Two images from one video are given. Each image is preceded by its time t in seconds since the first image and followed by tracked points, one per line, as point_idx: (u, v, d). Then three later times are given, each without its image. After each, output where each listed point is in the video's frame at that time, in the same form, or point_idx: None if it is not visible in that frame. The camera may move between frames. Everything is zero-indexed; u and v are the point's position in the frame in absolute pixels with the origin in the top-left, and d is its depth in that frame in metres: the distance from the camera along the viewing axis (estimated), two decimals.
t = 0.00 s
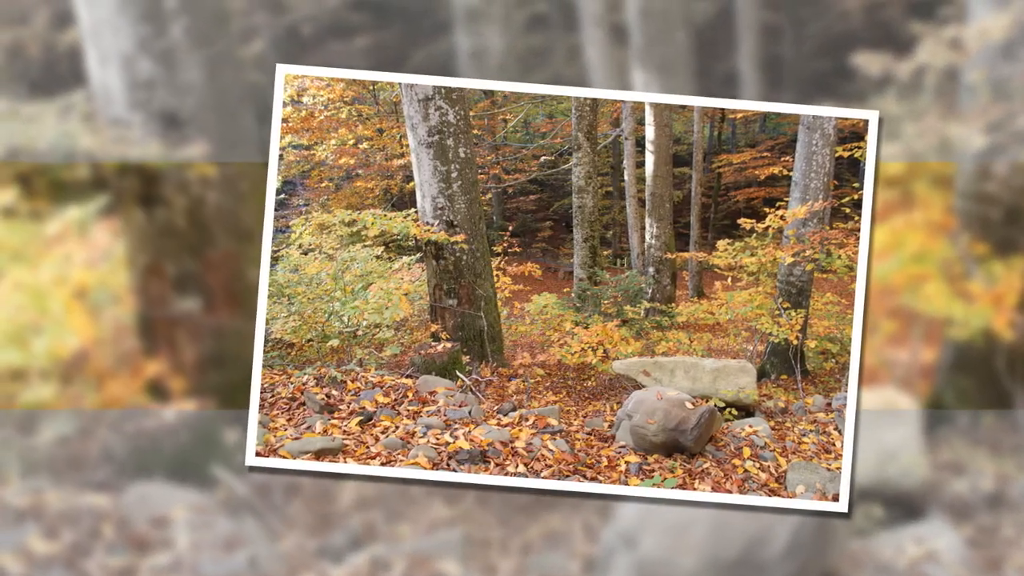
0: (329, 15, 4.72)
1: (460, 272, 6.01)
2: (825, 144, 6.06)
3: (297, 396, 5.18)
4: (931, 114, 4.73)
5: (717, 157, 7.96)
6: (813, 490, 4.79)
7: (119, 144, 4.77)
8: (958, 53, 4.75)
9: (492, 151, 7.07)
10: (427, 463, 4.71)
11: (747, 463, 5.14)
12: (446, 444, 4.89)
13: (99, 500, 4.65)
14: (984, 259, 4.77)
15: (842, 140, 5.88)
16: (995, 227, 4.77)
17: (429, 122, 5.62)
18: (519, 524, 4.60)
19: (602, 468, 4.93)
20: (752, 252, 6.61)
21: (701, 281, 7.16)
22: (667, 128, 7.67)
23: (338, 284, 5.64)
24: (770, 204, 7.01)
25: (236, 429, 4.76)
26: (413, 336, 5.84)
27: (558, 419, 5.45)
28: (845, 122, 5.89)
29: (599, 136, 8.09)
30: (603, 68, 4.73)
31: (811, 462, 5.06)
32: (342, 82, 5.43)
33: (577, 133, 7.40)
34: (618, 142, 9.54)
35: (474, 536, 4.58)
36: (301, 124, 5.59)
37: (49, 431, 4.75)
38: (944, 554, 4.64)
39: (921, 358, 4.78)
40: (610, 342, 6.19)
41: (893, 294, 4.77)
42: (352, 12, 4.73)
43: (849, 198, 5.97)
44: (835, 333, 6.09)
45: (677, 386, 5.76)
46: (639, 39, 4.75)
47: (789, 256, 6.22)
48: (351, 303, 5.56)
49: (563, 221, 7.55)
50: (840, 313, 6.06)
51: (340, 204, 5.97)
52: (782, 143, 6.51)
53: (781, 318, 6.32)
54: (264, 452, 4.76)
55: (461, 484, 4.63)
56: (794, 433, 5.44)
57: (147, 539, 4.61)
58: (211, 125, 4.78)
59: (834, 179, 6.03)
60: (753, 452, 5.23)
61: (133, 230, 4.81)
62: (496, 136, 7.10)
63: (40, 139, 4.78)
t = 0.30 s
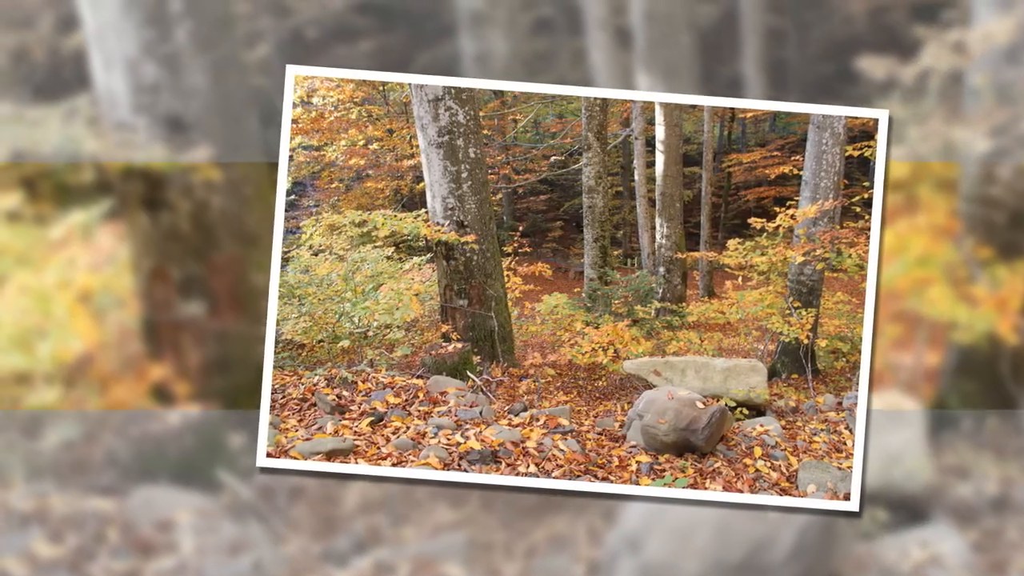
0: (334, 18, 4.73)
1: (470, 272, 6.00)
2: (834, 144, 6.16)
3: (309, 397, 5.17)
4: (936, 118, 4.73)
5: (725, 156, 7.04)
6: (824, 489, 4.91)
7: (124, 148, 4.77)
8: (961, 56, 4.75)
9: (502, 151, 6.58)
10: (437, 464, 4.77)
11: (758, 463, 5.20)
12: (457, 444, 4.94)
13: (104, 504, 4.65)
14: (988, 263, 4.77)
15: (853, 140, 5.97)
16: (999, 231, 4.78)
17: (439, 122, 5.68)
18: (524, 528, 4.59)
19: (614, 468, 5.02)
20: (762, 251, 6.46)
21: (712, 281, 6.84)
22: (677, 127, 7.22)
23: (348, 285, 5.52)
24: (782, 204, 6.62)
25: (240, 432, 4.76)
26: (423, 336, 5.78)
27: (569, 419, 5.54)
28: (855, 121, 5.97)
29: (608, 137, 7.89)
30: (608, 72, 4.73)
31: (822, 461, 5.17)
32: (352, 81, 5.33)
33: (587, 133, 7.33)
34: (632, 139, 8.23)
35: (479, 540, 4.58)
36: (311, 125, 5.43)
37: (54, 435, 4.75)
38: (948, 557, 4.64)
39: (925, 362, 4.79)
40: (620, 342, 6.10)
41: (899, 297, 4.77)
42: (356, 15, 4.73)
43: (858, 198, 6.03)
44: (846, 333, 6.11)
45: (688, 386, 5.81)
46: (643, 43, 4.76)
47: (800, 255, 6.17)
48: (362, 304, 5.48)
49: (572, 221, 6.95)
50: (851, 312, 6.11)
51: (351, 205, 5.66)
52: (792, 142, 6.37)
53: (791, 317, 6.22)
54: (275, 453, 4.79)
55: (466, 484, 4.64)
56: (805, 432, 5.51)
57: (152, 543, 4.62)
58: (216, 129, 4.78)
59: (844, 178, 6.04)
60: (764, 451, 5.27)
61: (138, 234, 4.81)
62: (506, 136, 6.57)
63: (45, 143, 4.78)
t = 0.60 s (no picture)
0: (338, 22, 4.73)
1: (481, 272, 5.87)
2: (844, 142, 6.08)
3: (319, 397, 5.03)
4: (939, 122, 4.73)
5: (735, 157, 7.34)
6: (835, 488, 4.80)
7: (128, 151, 4.77)
8: (966, 60, 4.75)
9: (513, 152, 6.71)
10: (449, 464, 4.67)
11: (770, 462, 5.04)
12: (468, 445, 4.81)
13: (109, 507, 4.66)
14: (993, 266, 4.77)
15: (863, 139, 5.91)
16: (1003, 234, 4.78)
17: (449, 123, 5.58)
18: (528, 532, 4.60)
19: (624, 468, 4.93)
20: (772, 250, 6.30)
21: (722, 281, 6.85)
22: (688, 127, 7.35)
23: (358, 286, 5.37)
24: (791, 204, 6.56)
25: (244, 436, 4.75)
26: (434, 337, 5.65)
27: (579, 419, 5.42)
28: (864, 121, 5.93)
29: (620, 136, 7.77)
30: (613, 76, 4.74)
31: (833, 460, 5.02)
32: (361, 82, 5.35)
33: (598, 133, 7.09)
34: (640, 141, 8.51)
35: (483, 542, 4.58)
36: (321, 126, 5.41)
37: (59, 438, 4.75)
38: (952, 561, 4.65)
39: (930, 365, 4.79)
40: (631, 342, 5.96)
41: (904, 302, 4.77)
42: (360, 19, 4.74)
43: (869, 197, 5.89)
44: (856, 333, 6.05)
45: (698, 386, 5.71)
46: (647, 46, 4.75)
47: (810, 255, 6.09)
48: (373, 304, 5.29)
49: (582, 221, 7.01)
50: (862, 311, 6.07)
51: (361, 206, 5.59)
52: (802, 141, 6.26)
53: (802, 316, 6.08)
54: (286, 454, 4.70)
55: (469, 489, 4.63)
56: (816, 431, 5.34)
57: (155, 547, 4.61)
58: (221, 132, 4.79)
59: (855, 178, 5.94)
60: (775, 451, 5.10)
61: (142, 238, 4.81)
62: (516, 136, 6.70)
63: (50, 146, 4.78)
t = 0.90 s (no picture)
0: (343, 26, 4.74)
1: (491, 272, 5.96)
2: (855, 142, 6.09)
3: (331, 398, 5.11)
4: (943, 126, 4.73)
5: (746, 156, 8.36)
6: (846, 487, 4.85)
7: (131, 155, 4.77)
8: (970, 64, 4.75)
9: (522, 152, 7.13)
10: (460, 465, 4.67)
11: (780, 461, 5.13)
12: (479, 445, 4.82)
13: (112, 511, 4.65)
14: (996, 271, 4.77)
15: (873, 138, 5.84)
16: (1007, 238, 4.78)
17: (459, 123, 5.58)
18: (532, 535, 4.60)
19: (636, 468, 4.94)
20: (783, 249, 6.47)
21: (733, 280, 7.66)
22: (697, 127, 7.55)
23: (369, 287, 5.50)
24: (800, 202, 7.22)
25: (248, 439, 4.74)
26: (445, 337, 5.82)
27: (591, 419, 5.40)
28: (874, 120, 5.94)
29: (630, 134, 8.83)
30: (617, 79, 4.74)
31: (846, 459, 5.09)
32: (371, 83, 5.61)
33: (607, 133, 7.45)
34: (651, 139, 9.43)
35: (487, 546, 4.58)
36: (332, 126, 5.61)
37: (63, 442, 4.75)
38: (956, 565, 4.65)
39: (934, 369, 4.80)
40: (641, 342, 6.12)
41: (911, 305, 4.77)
42: (364, 23, 4.75)
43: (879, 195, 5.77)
44: (868, 332, 6.07)
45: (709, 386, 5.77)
46: (651, 49, 4.75)
47: (821, 254, 6.15)
48: (384, 305, 5.41)
49: (595, 221, 7.70)
50: (873, 310, 6.14)
51: (371, 206, 5.83)
52: (812, 139, 6.37)
53: (813, 315, 6.24)
54: (297, 455, 4.71)
55: (474, 493, 4.61)
56: (827, 431, 5.43)
57: (159, 551, 4.61)
58: (225, 135, 4.80)
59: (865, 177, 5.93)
60: (787, 450, 5.21)
61: (147, 242, 4.81)
62: (526, 137, 7.08)
63: (54, 150, 4.78)
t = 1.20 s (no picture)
0: (347, 29, 4.74)
1: (502, 272, 5.91)
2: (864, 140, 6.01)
3: (341, 399, 5.08)
4: (947, 130, 4.74)
5: (757, 155, 7.40)
6: (857, 487, 4.86)
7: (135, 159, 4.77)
8: (973, 68, 4.75)
9: (533, 152, 6.51)
10: (471, 465, 4.67)
11: (791, 460, 5.11)
12: (490, 445, 4.83)
13: (116, 515, 4.65)
14: (1000, 274, 4.77)
15: (883, 137, 5.75)
16: (1012, 242, 4.79)
17: (469, 124, 5.61)
18: (537, 539, 4.59)
19: (647, 468, 4.92)
20: (793, 249, 6.29)
21: (744, 279, 6.65)
22: (707, 126, 7.61)
23: (379, 287, 5.41)
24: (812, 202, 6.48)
25: (251, 443, 4.72)
26: (455, 337, 5.70)
27: (602, 419, 5.34)
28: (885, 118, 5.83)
29: (641, 136, 7.98)
30: (621, 84, 4.74)
31: (857, 459, 5.06)
32: (381, 84, 5.22)
33: (618, 133, 7.10)
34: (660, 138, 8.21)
35: (491, 550, 4.58)
36: (341, 128, 5.28)
37: (67, 446, 4.74)
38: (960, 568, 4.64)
39: (938, 373, 4.80)
40: (652, 342, 5.94)
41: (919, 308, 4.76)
42: (369, 27, 4.75)
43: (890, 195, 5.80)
44: (878, 331, 5.88)
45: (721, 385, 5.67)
46: (655, 53, 4.75)
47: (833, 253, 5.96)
48: (394, 305, 5.36)
49: (604, 221, 7.03)
50: (884, 309, 5.93)
51: (381, 208, 5.52)
52: (822, 140, 6.28)
53: (823, 314, 6.04)
54: (308, 456, 4.72)
55: (479, 497, 4.61)
56: (838, 430, 5.38)
57: (164, 554, 4.62)
58: (230, 139, 4.80)
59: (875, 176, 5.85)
60: (798, 450, 5.18)
61: (151, 246, 4.81)
62: (537, 137, 6.55)
63: (58, 154, 4.78)
